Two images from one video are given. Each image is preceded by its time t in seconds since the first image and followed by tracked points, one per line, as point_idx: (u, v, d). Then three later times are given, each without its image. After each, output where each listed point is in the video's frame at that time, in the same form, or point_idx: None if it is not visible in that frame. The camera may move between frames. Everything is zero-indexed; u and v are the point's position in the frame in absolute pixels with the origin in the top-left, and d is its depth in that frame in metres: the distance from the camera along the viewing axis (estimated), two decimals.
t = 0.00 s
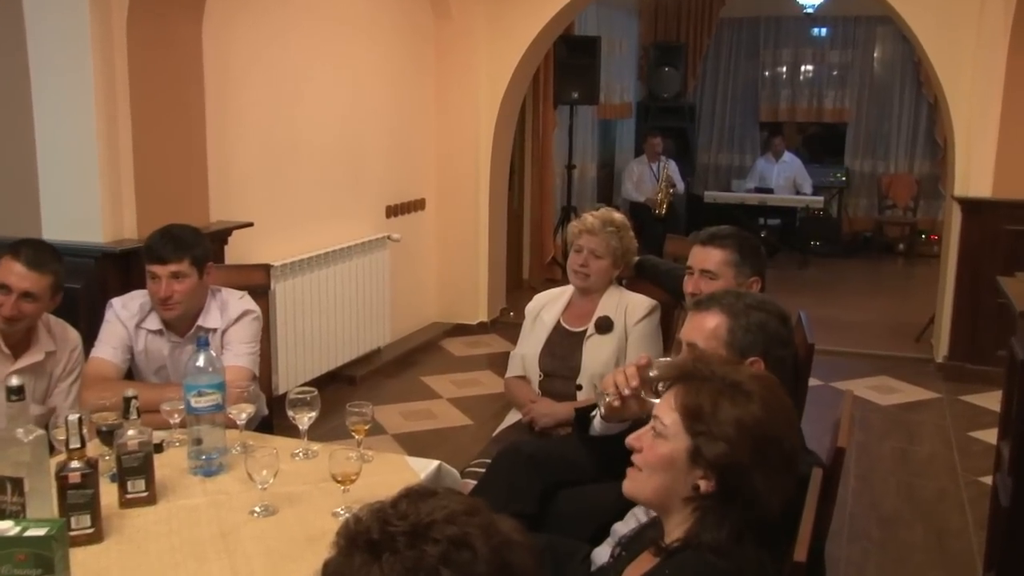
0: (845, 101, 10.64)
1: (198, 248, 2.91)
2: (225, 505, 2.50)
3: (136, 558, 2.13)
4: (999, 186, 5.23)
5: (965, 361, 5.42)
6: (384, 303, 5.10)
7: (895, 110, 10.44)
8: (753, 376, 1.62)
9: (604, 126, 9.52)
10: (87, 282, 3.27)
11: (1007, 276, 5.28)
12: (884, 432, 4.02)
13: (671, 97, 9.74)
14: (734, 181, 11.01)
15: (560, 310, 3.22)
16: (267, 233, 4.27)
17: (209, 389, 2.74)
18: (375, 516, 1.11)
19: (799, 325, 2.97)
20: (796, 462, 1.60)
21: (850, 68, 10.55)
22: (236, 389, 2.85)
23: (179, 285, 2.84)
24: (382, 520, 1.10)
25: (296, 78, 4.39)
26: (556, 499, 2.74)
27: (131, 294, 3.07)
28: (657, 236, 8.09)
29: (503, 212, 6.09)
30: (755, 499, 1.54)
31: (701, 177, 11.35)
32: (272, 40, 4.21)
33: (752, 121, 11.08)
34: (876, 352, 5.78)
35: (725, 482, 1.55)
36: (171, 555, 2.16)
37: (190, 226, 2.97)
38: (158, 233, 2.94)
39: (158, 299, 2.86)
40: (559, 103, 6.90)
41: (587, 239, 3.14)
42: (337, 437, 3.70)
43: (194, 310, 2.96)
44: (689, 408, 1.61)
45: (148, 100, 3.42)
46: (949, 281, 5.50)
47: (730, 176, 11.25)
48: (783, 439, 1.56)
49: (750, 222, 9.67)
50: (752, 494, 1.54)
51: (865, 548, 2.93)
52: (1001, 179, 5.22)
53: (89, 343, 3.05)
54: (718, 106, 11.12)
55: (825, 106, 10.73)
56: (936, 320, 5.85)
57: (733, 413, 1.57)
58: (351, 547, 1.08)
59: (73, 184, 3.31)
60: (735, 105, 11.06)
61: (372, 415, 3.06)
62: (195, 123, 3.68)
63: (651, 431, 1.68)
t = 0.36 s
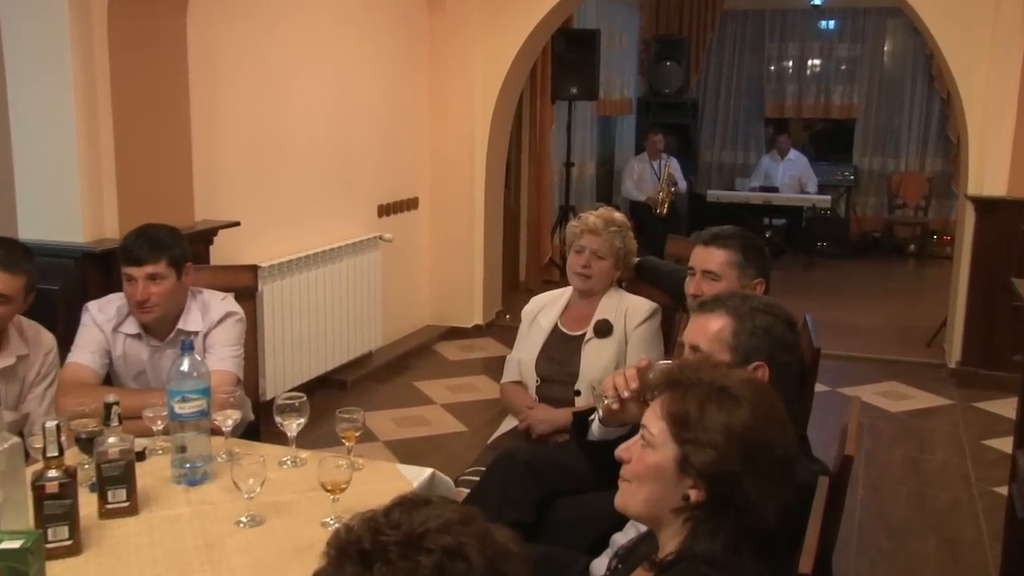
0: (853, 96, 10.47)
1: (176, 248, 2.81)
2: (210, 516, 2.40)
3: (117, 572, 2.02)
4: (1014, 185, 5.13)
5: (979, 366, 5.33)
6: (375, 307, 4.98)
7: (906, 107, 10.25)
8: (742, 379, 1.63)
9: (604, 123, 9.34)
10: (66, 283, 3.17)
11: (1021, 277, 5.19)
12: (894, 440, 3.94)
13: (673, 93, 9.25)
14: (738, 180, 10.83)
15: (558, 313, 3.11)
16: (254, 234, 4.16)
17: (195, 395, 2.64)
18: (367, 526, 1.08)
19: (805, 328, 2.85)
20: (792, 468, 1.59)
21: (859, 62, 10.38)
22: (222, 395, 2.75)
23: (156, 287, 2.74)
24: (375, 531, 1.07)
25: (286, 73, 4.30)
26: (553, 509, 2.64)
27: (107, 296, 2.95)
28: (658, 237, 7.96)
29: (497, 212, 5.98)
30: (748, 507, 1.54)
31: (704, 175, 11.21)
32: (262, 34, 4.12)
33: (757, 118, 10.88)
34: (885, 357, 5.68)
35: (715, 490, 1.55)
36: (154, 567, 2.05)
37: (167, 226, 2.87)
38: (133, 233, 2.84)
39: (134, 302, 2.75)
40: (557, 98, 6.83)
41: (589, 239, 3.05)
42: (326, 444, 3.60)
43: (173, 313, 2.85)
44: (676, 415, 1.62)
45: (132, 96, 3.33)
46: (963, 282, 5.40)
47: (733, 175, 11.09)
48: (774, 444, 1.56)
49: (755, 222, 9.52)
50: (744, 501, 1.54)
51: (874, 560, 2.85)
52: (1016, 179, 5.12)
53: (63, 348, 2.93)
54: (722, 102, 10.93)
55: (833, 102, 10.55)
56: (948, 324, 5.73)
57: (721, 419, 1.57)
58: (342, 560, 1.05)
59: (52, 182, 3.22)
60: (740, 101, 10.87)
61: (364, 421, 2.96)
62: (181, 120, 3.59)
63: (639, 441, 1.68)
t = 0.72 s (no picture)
0: (864, 91, 10.28)
1: (159, 248, 2.74)
2: (196, 527, 2.29)
3: None
4: None
5: (994, 372, 5.24)
6: (367, 311, 4.88)
7: (918, 103, 10.03)
8: (762, 390, 1.52)
9: (603, 119, 9.18)
10: (45, 285, 3.10)
11: None
12: (906, 448, 3.90)
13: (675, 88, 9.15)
14: (744, 178, 10.64)
15: (557, 316, 3.01)
16: (241, 235, 4.06)
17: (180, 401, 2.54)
18: (358, 536, 1.08)
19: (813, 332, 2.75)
20: (807, 483, 1.48)
21: (870, 55, 10.20)
22: (209, 401, 2.65)
23: (138, 289, 2.67)
24: (366, 541, 1.07)
25: (277, 68, 4.21)
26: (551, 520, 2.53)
27: (88, 299, 2.85)
28: (661, 237, 7.85)
29: (494, 211, 5.88)
30: (757, 524, 1.45)
31: (708, 174, 10.90)
32: (253, 28, 4.03)
33: (764, 115, 10.68)
34: (896, 362, 5.58)
35: (723, 505, 1.46)
36: None
37: (150, 225, 2.80)
38: (115, 232, 2.77)
39: (115, 305, 2.68)
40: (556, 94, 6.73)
41: (586, 238, 2.96)
42: (317, 452, 3.49)
43: (157, 316, 2.76)
44: (686, 423, 1.53)
45: (114, 92, 3.24)
46: (977, 284, 5.29)
47: (739, 172, 10.80)
48: (789, 460, 1.45)
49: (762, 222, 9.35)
50: (754, 518, 1.44)
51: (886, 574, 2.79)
52: None
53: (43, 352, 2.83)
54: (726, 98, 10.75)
55: (842, 98, 10.37)
56: (962, 328, 5.61)
57: (733, 430, 1.47)
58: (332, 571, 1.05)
59: (33, 182, 3.14)
60: (745, 97, 10.68)
61: (355, 428, 2.86)
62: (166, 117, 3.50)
63: (650, 446, 1.60)
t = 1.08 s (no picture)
0: (876, 84, 10.07)
1: (144, 250, 2.64)
2: (181, 539, 2.19)
3: None
4: None
5: (1013, 378, 5.14)
6: (361, 314, 4.78)
7: (932, 98, 9.81)
8: (757, 395, 1.52)
9: (607, 114, 8.98)
10: (24, 287, 3.00)
11: None
12: (922, 456, 3.84)
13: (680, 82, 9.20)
14: (751, 175, 10.47)
15: (558, 319, 2.91)
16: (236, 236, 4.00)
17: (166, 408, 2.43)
18: (350, 548, 1.01)
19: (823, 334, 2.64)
20: (808, 492, 1.47)
21: (883, 47, 9.99)
22: (196, 408, 2.54)
23: (122, 293, 2.57)
24: (358, 553, 1.01)
25: (268, 64, 4.12)
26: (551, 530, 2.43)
27: (70, 302, 2.75)
28: (666, 237, 7.74)
29: (492, 211, 5.77)
30: (752, 533, 1.46)
31: (714, 170, 10.75)
32: (242, 24, 3.94)
33: (772, 110, 10.51)
34: (910, 366, 5.45)
35: (717, 516, 1.48)
36: None
37: (134, 226, 2.70)
38: (98, 234, 2.67)
39: (99, 309, 2.58)
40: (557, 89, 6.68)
41: (590, 239, 2.88)
42: (309, 461, 3.39)
43: (142, 320, 2.66)
44: (677, 432, 1.54)
45: (97, 89, 3.16)
46: (997, 285, 5.15)
47: (746, 169, 10.66)
48: (785, 468, 1.45)
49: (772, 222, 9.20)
50: (748, 528, 1.45)
51: None
52: None
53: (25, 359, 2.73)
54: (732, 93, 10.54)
55: (853, 92, 10.15)
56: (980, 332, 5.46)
57: (725, 439, 1.48)
58: None
59: (12, 181, 3.04)
60: (752, 91, 10.48)
61: (349, 436, 2.75)
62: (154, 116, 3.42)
63: (646, 456, 1.62)
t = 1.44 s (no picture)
0: (890, 77, 9.92)
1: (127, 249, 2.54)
2: (167, 551, 2.09)
3: None
4: None
5: None
6: (354, 317, 4.67)
7: (949, 90, 9.63)
8: (771, 402, 1.44)
9: (609, 109, 8.83)
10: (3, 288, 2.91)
11: None
12: (938, 464, 3.78)
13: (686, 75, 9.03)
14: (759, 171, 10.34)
15: (558, 322, 2.81)
16: (218, 234, 3.86)
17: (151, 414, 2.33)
18: (341, 560, 0.98)
19: (833, 336, 2.54)
20: (818, 507, 1.38)
21: (897, 38, 9.84)
22: (183, 415, 2.44)
23: (104, 295, 2.47)
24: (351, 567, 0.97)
25: (258, 59, 4.03)
26: (552, 541, 2.33)
27: (50, 304, 2.64)
28: (669, 235, 7.58)
29: (490, 210, 5.67)
30: (756, 547, 1.36)
31: (722, 166, 10.68)
32: (231, 18, 3.85)
33: (782, 103, 10.41)
34: (923, 369, 5.24)
35: (721, 527, 1.39)
36: None
37: (116, 224, 2.60)
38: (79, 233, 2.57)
39: (80, 312, 2.47)
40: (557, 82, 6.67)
41: (591, 237, 2.79)
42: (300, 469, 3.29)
43: (126, 323, 2.55)
44: (685, 437, 1.46)
45: (76, 85, 3.06)
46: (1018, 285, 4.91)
47: (754, 165, 10.55)
48: (794, 480, 1.36)
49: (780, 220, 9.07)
50: (752, 542, 1.36)
51: None
52: None
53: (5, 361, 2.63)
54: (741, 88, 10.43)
55: (866, 85, 10.02)
56: (998, 334, 5.31)
57: (732, 448, 1.39)
58: None
59: None
60: (760, 86, 10.38)
61: (342, 443, 2.65)
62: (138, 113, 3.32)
63: (655, 459, 1.55)
